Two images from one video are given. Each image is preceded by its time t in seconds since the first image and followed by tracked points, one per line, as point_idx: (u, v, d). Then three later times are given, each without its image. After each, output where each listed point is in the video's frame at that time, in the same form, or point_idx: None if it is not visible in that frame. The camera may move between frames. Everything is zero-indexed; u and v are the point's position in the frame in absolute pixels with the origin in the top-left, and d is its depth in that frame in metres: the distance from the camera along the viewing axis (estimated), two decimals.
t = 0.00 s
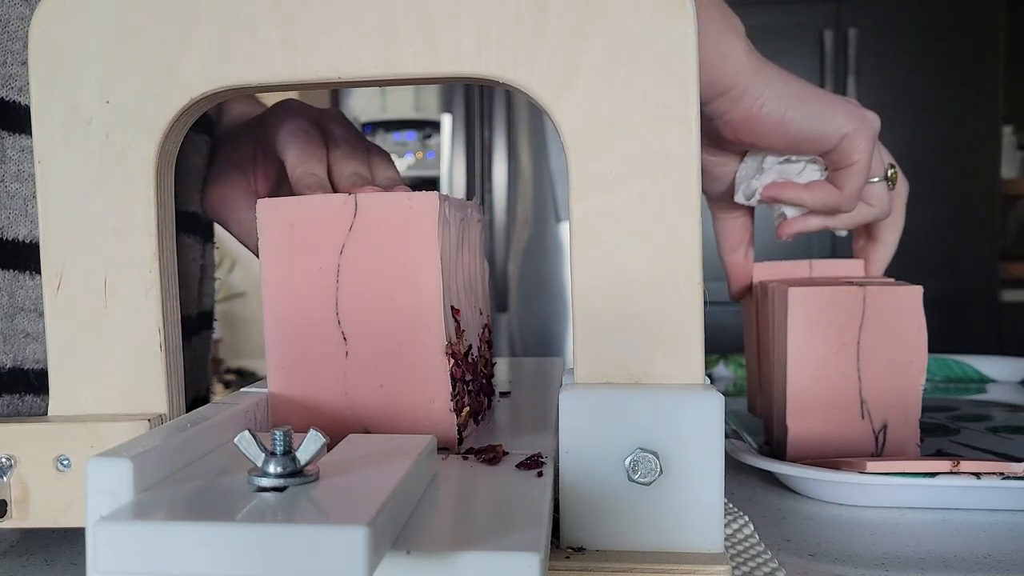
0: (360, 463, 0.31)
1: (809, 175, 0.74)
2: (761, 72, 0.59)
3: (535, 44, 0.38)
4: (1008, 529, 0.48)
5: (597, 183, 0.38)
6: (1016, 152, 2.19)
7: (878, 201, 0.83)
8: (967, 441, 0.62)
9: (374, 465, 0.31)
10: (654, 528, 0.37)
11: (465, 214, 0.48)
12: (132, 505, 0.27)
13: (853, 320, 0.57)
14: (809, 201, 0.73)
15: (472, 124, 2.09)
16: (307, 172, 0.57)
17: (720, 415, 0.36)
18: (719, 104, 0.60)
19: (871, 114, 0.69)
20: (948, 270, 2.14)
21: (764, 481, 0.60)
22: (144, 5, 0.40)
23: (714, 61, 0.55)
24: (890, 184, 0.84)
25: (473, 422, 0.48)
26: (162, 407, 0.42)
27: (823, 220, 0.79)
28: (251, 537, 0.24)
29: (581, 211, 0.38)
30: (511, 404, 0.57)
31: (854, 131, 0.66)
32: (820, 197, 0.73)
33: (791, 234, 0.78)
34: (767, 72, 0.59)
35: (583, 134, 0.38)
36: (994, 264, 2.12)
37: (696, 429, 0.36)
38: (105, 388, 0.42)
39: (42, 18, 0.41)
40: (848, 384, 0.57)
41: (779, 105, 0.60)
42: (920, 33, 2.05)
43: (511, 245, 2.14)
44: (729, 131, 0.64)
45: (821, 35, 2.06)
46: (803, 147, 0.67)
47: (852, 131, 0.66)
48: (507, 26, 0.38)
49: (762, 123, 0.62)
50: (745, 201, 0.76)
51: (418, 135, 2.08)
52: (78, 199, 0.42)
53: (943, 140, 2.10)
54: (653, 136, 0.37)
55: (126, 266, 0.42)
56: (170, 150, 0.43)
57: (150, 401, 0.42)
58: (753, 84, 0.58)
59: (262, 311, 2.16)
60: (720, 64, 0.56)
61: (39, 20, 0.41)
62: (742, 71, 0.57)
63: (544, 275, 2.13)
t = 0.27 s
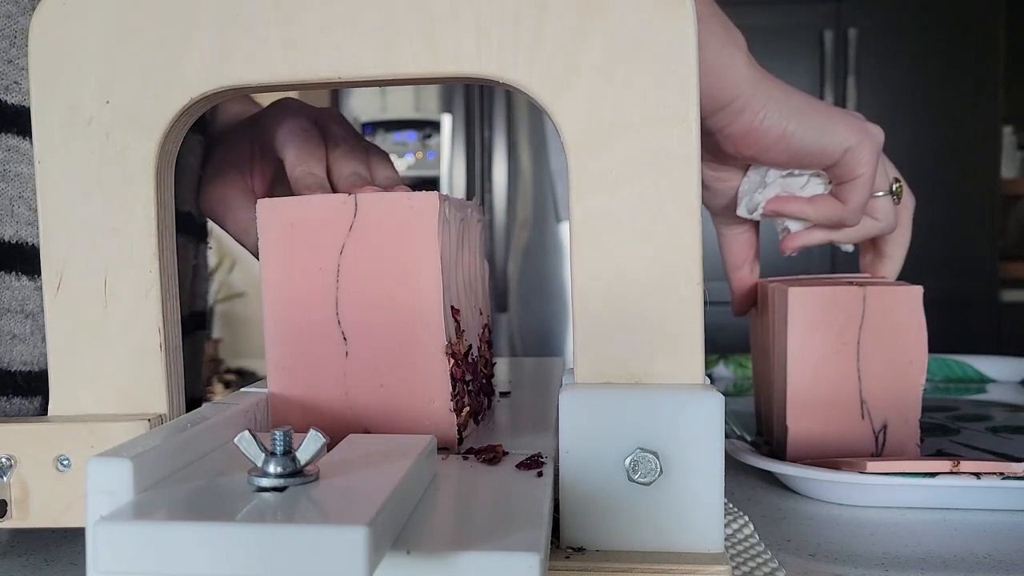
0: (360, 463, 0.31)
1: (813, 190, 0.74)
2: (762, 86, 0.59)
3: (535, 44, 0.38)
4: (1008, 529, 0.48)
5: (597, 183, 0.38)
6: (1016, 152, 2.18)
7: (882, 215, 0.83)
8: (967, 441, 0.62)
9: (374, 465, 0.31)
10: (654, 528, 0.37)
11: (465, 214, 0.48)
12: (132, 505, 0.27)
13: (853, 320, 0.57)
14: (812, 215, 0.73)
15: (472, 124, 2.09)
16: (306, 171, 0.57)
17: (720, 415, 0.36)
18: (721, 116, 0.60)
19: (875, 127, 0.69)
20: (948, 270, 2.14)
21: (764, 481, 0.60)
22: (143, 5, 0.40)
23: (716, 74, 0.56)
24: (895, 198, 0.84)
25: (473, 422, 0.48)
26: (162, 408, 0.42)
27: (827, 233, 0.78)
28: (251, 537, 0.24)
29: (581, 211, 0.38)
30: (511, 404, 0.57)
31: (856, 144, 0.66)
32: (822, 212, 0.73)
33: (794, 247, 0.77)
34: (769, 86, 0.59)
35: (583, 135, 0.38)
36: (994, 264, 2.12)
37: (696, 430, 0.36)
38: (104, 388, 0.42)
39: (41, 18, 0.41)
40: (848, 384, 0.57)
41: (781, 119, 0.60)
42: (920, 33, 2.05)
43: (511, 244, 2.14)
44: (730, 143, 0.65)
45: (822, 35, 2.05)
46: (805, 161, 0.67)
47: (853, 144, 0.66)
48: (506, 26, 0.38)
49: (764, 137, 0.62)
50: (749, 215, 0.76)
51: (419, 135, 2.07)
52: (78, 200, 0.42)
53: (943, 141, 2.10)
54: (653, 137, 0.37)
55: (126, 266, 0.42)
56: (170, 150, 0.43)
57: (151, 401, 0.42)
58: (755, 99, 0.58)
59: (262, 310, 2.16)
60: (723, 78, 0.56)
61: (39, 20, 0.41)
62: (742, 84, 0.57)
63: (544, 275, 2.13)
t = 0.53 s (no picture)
0: (360, 463, 0.31)
1: (814, 180, 0.74)
2: (765, 76, 0.59)
3: (534, 45, 0.38)
4: (1009, 529, 0.48)
5: (598, 184, 0.38)
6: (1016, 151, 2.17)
7: (883, 209, 0.83)
8: (967, 441, 0.62)
9: (375, 466, 0.31)
10: (654, 528, 0.37)
11: (465, 213, 0.48)
12: (133, 504, 0.27)
13: (854, 320, 0.57)
14: (813, 206, 0.73)
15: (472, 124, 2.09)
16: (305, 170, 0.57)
17: (720, 415, 0.36)
18: (726, 104, 0.60)
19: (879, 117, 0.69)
20: (948, 270, 2.14)
21: (765, 481, 0.60)
22: (143, 6, 0.40)
23: (721, 61, 0.56)
24: (896, 192, 0.84)
25: (473, 422, 0.48)
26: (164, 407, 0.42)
27: (827, 226, 0.77)
28: (252, 537, 0.24)
29: (582, 211, 0.38)
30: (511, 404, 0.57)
31: (862, 135, 0.66)
32: (823, 203, 0.72)
33: (794, 237, 0.76)
34: (772, 73, 0.60)
35: (584, 135, 0.38)
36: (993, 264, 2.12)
37: (696, 429, 0.36)
38: (105, 388, 0.42)
39: (41, 19, 0.41)
40: (848, 384, 0.57)
41: (784, 108, 0.61)
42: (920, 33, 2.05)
43: (511, 244, 2.14)
44: (733, 133, 0.65)
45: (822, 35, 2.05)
46: (809, 151, 0.67)
47: (859, 133, 0.66)
48: (506, 26, 0.38)
49: (767, 126, 0.62)
50: (748, 204, 0.75)
51: (419, 135, 2.06)
52: (78, 201, 0.42)
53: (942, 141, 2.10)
54: (654, 138, 0.37)
55: (126, 267, 0.42)
56: (170, 151, 0.43)
57: (152, 400, 0.42)
58: (757, 84, 0.58)
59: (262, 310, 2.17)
60: (726, 64, 0.56)
61: (41, 19, 0.41)
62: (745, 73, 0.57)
63: (544, 275, 2.13)
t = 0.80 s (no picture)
0: (360, 463, 0.31)
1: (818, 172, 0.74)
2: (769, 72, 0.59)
3: (535, 45, 0.38)
4: (1009, 529, 0.48)
5: (598, 185, 0.38)
6: (1016, 151, 2.16)
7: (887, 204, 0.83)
8: (967, 441, 0.62)
9: (374, 466, 0.31)
10: (654, 528, 0.37)
11: (465, 213, 0.48)
12: (133, 504, 0.27)
13: (854, 320, 0.56)
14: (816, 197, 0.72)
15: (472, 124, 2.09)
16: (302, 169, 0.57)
17: (720, 415, 0.36)
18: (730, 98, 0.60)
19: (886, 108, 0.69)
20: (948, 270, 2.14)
21: (764, 480, 0.60)
22: (143, 6, 0.40)
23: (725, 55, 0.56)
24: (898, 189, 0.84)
25: (473, 422, 0.48)
26: (163, 408, 0.42)
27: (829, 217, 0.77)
28: (252, 537, 0.24)
29: (581, 211, 0.38)
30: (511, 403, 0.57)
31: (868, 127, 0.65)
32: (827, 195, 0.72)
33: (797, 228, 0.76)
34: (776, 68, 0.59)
35: (585, 136, 0.38)
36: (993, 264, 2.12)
37: (696, 429, 0.36)
38: (106, 389, 0.42)
39: (41, 19, 0.41)
40: (848, 384, 0.57)
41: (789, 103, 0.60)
42: (920, 33, 2.05)
43: (511, 244, 2.14)
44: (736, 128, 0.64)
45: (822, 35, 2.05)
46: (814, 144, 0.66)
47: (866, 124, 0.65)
48: (505, 26, 0.38)
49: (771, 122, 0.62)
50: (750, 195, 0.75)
51: (419, 135, 2.06)
52: (79, 202, 0.42)
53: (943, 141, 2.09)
54: (655, 137, 0.37)
55: (127, 268, 0.42)
56: (170, 149, 0.43)
57: (152, 400, 0.42)
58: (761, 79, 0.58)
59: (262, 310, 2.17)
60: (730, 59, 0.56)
61: (42, 19, 0.41)
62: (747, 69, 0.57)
63: (544, 276, 2.13)
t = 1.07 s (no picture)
0: (360, 463, 0.31)
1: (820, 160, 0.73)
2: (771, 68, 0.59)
3: (535, 45, 0.38)
4: (1009, 529, 0.48)
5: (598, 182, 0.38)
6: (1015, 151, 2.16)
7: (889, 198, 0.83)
8: (968, 441, 0.62)
9: (374, 466, 0.31)
10: (654, 527, 0.37)
11: (465, 213, 0.48)
12: (133, 504, 0.27)
13: (854, 320, 0.56)
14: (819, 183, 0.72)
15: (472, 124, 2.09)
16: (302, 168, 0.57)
17: (720, 415, 0.36)
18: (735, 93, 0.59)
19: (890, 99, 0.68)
20: (947, 270, 2.14)
21: (764, 480, 0.60)
22: (143, 5, 0.40)
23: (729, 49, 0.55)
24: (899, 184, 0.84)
25: (473, 422, 0.48)
26: (163, 408, 0.42)
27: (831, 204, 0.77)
28: (252, 537, 0.24)
29: (581, 211, 0.38)
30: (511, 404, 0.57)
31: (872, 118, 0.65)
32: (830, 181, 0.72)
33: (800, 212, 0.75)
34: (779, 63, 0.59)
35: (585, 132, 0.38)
36: (993, 264, 2.12)
37: (696, 429, 0.36)
38: (106, 390, 0.42)
39: (41, 19, 0.41)
40: (848, 384, 0.57)
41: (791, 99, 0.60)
42: (920, 32, 2.05)
43: (511, 244, 2.14)
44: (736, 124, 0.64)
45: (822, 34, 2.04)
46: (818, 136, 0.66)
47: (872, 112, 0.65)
48: (506, 26, 0.38)
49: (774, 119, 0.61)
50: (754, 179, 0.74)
51: (419, 135, 2.06)
52: (78, 202, 0.42)
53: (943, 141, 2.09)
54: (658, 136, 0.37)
55: (127, 270, 0.42)
56: (170, 149, 0.43)
57: (152, 401, 0.42)
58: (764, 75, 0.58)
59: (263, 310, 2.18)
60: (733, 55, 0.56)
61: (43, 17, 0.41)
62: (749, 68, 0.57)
63: (544, 276, 2.13)
